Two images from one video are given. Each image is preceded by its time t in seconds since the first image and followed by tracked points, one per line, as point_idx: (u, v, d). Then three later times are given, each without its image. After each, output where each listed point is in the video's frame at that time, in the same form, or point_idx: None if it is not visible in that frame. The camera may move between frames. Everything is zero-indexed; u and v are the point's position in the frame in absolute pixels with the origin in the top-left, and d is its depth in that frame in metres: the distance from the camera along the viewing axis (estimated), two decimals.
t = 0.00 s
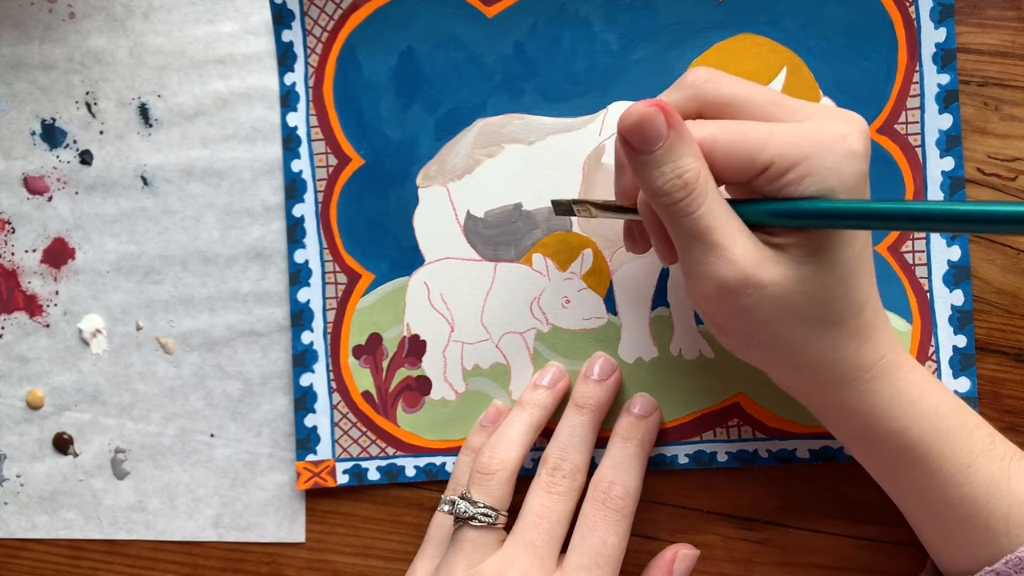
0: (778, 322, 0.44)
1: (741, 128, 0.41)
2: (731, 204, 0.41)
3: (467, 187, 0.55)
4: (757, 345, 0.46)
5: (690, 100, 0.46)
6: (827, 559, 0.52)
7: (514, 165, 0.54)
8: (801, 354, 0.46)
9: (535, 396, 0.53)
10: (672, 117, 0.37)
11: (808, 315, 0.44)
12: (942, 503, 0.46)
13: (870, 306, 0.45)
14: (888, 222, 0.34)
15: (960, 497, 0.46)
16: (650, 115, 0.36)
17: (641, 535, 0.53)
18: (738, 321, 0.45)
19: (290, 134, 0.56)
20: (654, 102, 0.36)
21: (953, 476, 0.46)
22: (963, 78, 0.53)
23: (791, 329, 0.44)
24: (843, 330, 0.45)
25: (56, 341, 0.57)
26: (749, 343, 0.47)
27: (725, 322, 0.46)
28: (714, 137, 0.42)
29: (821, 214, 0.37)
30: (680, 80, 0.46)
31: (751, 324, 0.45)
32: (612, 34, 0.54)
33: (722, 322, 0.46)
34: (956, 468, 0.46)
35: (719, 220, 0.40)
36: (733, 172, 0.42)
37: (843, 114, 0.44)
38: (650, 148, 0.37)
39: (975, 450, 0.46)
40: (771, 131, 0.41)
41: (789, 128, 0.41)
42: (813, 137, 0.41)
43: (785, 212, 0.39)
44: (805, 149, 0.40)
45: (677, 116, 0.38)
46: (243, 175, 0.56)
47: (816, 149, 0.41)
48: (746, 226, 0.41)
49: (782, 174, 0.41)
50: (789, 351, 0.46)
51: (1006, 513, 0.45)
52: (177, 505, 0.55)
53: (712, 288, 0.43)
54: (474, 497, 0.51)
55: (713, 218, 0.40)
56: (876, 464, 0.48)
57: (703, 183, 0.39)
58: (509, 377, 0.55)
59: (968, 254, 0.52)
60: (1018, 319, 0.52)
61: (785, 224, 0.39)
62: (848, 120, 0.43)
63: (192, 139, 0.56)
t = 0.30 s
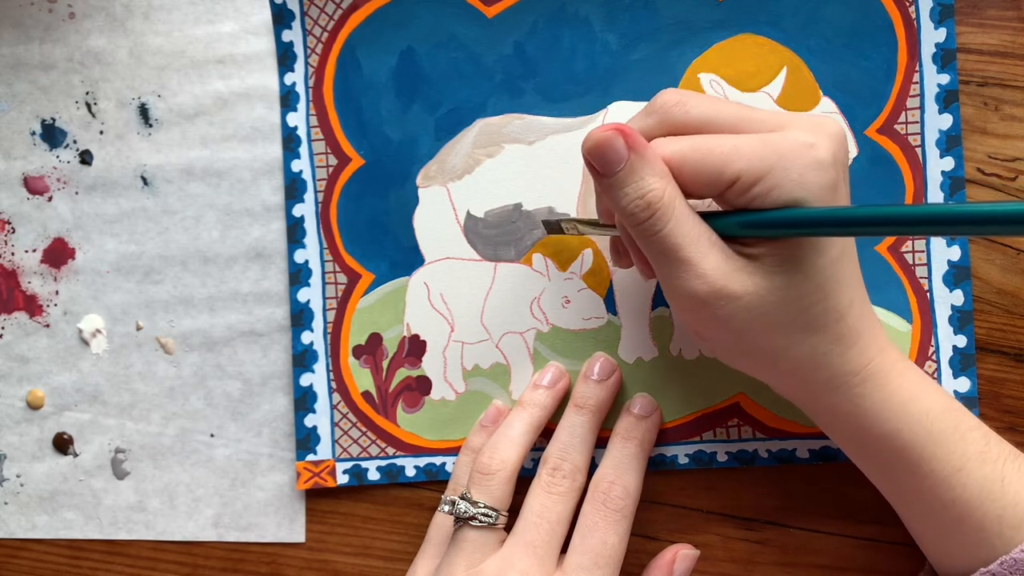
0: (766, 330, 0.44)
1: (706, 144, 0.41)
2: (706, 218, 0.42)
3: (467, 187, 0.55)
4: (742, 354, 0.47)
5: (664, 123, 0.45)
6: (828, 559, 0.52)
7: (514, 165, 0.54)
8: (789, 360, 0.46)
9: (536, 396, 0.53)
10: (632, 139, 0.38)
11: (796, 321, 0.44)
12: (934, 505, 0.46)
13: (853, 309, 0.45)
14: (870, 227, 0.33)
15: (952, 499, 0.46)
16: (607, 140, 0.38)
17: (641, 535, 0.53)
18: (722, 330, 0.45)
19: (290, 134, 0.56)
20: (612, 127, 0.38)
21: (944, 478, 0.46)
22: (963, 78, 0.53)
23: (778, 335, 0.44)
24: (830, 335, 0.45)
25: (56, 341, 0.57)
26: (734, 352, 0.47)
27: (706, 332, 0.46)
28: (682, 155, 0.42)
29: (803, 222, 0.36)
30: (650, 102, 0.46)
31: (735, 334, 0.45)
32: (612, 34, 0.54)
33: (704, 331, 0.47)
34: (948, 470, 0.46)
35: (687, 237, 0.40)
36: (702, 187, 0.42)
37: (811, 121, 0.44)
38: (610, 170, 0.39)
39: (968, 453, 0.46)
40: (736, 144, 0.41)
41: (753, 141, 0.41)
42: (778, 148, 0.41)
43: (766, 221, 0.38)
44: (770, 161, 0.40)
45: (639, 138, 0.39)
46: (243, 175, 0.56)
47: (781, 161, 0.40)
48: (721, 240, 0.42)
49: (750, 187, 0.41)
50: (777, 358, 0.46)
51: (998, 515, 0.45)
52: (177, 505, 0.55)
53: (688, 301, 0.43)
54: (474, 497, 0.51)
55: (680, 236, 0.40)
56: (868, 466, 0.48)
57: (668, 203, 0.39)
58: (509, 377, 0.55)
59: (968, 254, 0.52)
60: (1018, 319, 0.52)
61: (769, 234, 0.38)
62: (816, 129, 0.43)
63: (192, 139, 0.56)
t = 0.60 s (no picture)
0: (763, 329, 0.44)
1: (701, 143, 0.41)
2: (700, 217, 0.42)
3: (467, 187, 0.55)
4: (736, 353, 0.47)
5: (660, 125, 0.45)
6: (827, 559, 0.52)
7: (514, 165, 0.54)
8: (786, 360, 0.46)
9: (536, 396, 0.53)
10: (627, 137, 0.38)
11: (793, 321, 0.44)
12: (934, 504, 0.46)
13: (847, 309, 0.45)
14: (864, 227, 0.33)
15: (950, 499, 0.46)
16: (602, 137, 0.38)
17: (641, 535, 0.53)
18: (718, 330, 0.46)
19: (290, 134, 0.56)
20: (608, 124, 0.38)
21: (943, 478, 0.46)
22: (963, 78, 0.53)
23: (774, 335, 0.45)
24: (825, 337, 0.45)
25: (56, 341, 0.57)
26: (730, 351, 0.47)
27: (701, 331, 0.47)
28: (678, 153, 0.42)
29: (801, 221, 0.36)
30: (647, 102, 0.46)
31: (730, 333, 0.45)
32: (612, 34, 0.54)
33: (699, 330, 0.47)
34: (946, 470, 0.46)
35: (681, 236, 0.41)
36: (697, 186, 0.42)
37: (809, 121, 0.44)
38: (605, 168, 0.39)
39: (966, 453, 0.46)
40: (731, 144, 0.41)
41: (746, 140, 0.41)
42: (772, 147, 0.41)
43: (763, 220, 0.38)
44: (764, 160, 0.40)
45: (635, 136, 0.39)
46: (243, 175, 0.56)
47: (775, 161, 0.40)
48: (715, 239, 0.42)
49: (744, 187, 0.41)
50: (776, 357, 0.46)
51: (997, 515, 0.45)
52: (177, 505, 0.55)
53: (681, 299, 0.44)
54: (474, 498, 0.51)
55: (674, 235, 0.40)
56: (867, 466, 0.48)
57: (662, 202, 0.40)
58: (509, 377, 0.55)
59: (968, 254, 0.52)
60: (1018, 319, 0.52)
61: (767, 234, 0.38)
62: (812, 128, 0.43)
63: (192, 139, 0.56)
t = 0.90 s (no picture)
0: (763, 328, 0.44)
1: (709, 141, 0.42)
2: (708, 216, 0.42)
3: (467, 187, 0.55)
4: (739, 353, 0.47)
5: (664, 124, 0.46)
6: (827, 559, 0.52)
7: (514, 165, 0.54)
8: (786, 361, 0.46)
9: (535, 396, 0.53)
10: (636, 131, 0.39)
11: (793, 322, 0.44)
12: (935, 505, 0.46)
13: (851, 311, 0.45)
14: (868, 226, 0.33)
15: (951, 500, 0.46)
16: (611, 129, 0.38)
17: (641, 535, 0.53)
18: (718, 330, 0.46)
19: (290, 134, 0.56)
20: (619, 117, 0.38)
21: (944, 479, 0.46)
22: (963, 78, 0.53)
23: (775, 336, 0.45)
24: (826, 337, 0.45)
25: (56, 341, 0.57)
26: (731, 350, 0.47)
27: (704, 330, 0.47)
28: (686, 151, 0.42)
29: (806, 221, 0.36)
30: (657, 101, 0.46)
31: (731, 333, 0.45)
32: (612, 34, 0.54)
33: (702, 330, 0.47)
34: (947, 472, 0.46)
35: (687, 232, 0.41)
36: (706, 185, 0.42)
37: (818, 121, 0.44)
38: (613, 160, 0.39)
39: (967, 454, 0.46)
40: (739, 142, 0.41)
41: (754, 139, 0.41)
42: (781, 146, 0.41)
43: (769, 219, 0.38)
44: (772, 159, 0.40)
45: (644, 130, 0.39)
46: (243, 175, 0.56)
47: (783, 159, 0.40)
48: (721, 238, 0.42)
49: (751, 186, 0.41)
50: (778, 356, 0.46)
51: (998, 517, 0.45)
52: (177, 505, 0.55)
53: (684, 297, 0.44)
54: (474, 497, 0.51)
55: (680, 230, 0.40)
56: (867, 467, 0.48)
57: (669, 196, 0.40)
58: (509, 377, 0.55)
59: (967, 254, 0.52)
60: (1018, 319, 0.52)
61: (773, 232, 0.38)
62: (821, 129, 0.43)
63: (193, 139, 0.56)
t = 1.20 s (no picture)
0: (764, 329, 0.44)
1: (716, 142, 0.42)
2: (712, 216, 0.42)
3: (467, 187, 0.55)
4: (742, 354, 0.47)
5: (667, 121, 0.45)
6: (827, 559, 0.52)
7: (514, 165, 0.54)
8: (788, 363, 0.46)
9: (535, 397, 0.53)
10: (644, 127, 0.39)
11: (796, 324, 0.44)
12: (934, 506, 0.46)
13: (854, 314, 0.45)
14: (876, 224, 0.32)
15: (952, 502, 0.46)
16: (619, 124, 0.39)
17: (641, 535, 0.53)
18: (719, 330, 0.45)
19: (290, 134, 0.56)
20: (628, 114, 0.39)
21: (945, 480, 0.46)
22: (963, 78, 0.53)
23: (778, 338, 0.45)
24: (828, 339, 0.45)
25: (56, 341, 0.57)
26: (735, 352, 0.47)
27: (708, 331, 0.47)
28: (695, 151, 0.42)
29: (812, 221, 0.36)
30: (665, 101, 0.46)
31: (734, 335, 0.45)
32: (612, 34, 0.54)
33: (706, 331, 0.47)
34: (948, 473, 0.46)
35: (692, 230, 0.41)
36: (715, 184, 0.43)
37: (827, 124, 0.44)
38: (619, 155, 0.40)
39: (967, 456, 0.46)
40: (748, 143, 0.41)
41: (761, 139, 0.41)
42: (788, 147, 0.41)
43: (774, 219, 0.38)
44: (780, 159, 0.41)
45: (652, 128, 0.40)
46: (243, 175, 0.56)
47: (791, 160, 0.41)
48: (727, 238, 0.42)
49: (758, 186, 0.41)
50: (781, 357, 0.46)
51: (999, 518, 0.45)
52: (177, 505, 0.55)
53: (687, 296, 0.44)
54: (474, 497, 0.51)
55: (686, 229, 0.40)
56: (867, 468, 0.48)
57: (675, 195, 0.40)
58: (509, 377, 0.55)
59: (967, 254, 0.52)
60: (1018, 319, 0.52)
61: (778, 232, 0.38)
62: (829, 131, 0.43)
63: (193, 139, 0.56)
